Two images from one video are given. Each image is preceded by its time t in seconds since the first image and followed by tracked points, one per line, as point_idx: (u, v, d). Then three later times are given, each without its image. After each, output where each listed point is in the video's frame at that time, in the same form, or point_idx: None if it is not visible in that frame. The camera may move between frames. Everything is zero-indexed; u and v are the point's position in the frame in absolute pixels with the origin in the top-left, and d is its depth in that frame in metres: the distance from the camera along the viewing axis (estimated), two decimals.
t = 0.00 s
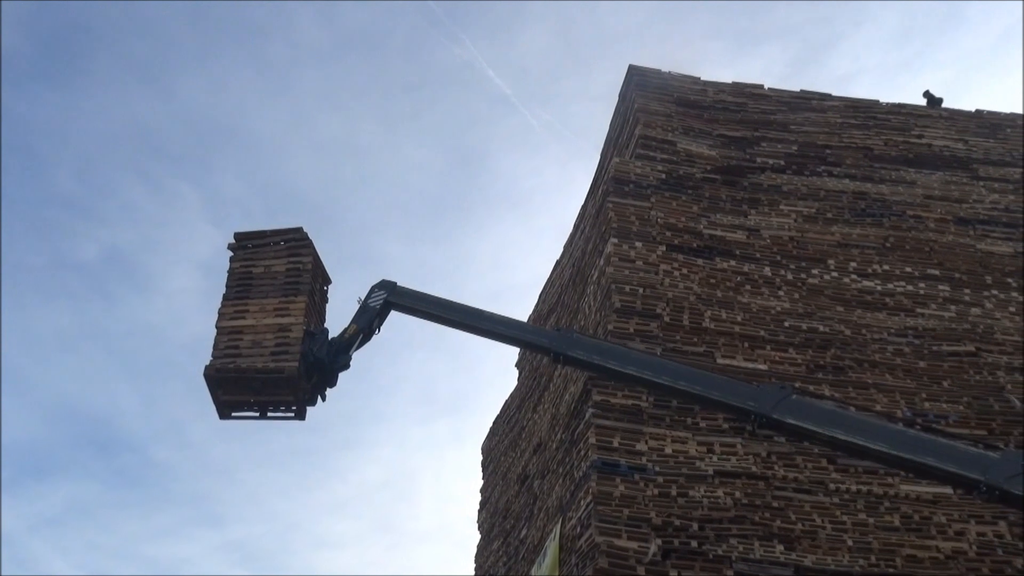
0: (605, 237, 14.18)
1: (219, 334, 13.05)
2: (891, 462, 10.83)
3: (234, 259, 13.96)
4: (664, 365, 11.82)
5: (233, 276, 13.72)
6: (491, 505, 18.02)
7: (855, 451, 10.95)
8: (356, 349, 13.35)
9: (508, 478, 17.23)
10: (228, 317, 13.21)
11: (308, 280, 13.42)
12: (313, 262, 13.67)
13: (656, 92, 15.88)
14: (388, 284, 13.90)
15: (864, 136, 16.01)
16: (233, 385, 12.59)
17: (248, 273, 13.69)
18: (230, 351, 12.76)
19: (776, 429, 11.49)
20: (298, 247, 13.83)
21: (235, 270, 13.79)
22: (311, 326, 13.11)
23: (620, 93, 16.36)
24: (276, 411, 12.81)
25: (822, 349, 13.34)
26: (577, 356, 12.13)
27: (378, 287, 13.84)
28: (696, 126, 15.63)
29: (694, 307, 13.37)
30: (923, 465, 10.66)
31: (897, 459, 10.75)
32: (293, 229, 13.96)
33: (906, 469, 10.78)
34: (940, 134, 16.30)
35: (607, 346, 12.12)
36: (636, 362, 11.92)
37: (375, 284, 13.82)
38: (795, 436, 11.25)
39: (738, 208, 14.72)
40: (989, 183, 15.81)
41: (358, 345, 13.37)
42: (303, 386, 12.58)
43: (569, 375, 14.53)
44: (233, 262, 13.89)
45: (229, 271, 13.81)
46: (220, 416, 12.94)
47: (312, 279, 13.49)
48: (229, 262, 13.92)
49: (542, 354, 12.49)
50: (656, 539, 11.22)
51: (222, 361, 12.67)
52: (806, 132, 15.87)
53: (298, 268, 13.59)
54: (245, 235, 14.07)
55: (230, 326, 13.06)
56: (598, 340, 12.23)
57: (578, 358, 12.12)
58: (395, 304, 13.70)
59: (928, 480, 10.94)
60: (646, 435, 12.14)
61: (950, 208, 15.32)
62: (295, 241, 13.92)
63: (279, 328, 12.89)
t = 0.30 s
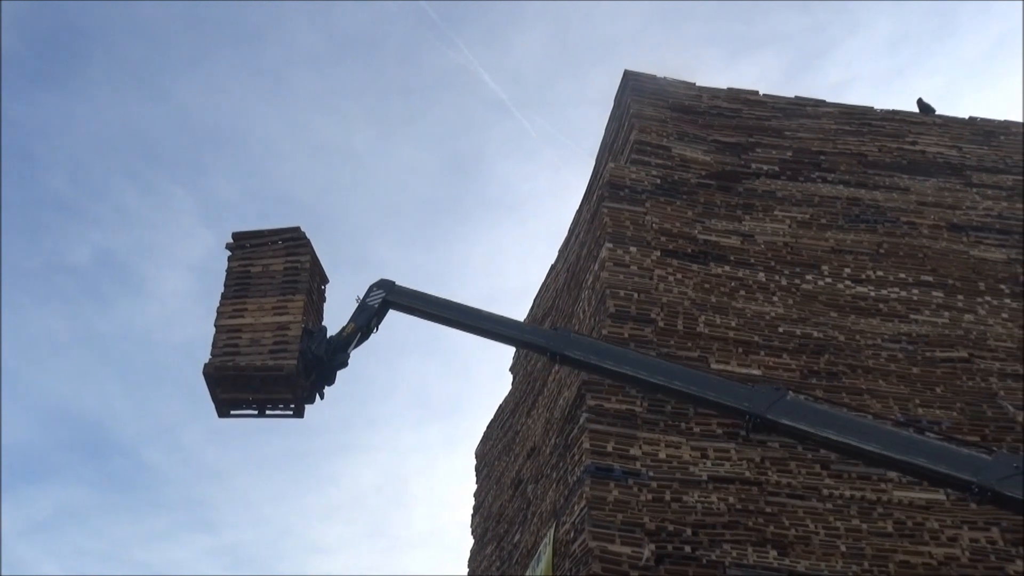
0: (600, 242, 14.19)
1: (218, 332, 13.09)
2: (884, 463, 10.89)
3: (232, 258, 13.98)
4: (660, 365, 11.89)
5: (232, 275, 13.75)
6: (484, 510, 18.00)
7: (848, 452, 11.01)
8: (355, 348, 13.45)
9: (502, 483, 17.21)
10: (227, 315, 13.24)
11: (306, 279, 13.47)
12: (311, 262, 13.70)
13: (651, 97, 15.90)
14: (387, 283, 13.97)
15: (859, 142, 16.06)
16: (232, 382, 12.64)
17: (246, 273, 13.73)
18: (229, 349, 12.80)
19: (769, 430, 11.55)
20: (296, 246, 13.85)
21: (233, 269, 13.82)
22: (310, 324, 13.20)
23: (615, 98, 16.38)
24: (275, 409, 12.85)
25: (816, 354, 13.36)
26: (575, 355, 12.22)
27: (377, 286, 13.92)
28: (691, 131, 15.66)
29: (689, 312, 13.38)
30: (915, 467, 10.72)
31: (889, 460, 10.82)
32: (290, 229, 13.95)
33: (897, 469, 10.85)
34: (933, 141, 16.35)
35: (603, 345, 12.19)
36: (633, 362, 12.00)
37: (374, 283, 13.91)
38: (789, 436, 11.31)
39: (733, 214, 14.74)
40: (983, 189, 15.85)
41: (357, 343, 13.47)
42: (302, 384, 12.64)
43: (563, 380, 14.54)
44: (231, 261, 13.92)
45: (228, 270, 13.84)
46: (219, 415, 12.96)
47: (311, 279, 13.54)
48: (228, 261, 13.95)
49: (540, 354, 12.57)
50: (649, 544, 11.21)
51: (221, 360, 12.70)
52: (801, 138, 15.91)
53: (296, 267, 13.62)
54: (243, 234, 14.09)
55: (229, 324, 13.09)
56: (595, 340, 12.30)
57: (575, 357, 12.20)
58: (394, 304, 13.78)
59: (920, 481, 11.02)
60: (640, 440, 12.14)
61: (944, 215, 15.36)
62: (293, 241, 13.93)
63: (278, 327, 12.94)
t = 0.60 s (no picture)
0: (595, 246, 14.20)
1: (221, 324, 13.17)
2: (878, 459, 10.95)
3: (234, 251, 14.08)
4: (658, 360, 11.93)
5: (235, 268, 13.83)
6: (479, 513, 17.98)
7: (842, 448, 11.08)
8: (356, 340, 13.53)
9: (496, 486, 17.19)
10: (229, 307, 13.31)
11: (308, 272, 13.59)
12: (312, 255, 13.83)
13: (647, 101, 15.93)
14: (388, 276, 14.05)
15: (853, 147, 16.10)
16: (235, 373, 12.79)
17: (249, 265, 13.81)
18: (231, 340, 12.91)
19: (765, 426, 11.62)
20: (298, 240, 14.00)
21: (236, 262, 13.90)
22: (311, 316, 13.29)
23: (610, 102, 16.41)
24: (276, 400, 13.03)
25: (810, 358, 13.39)
26: (573, 350, 12.26)
27: (378, 279, 14.00)
28: (686, 136, 15.69)
29: (684, 316, 13.39)
30: (909, 463, 10.78)
31: (883, 457, 10.89)
32: (293, 223, 14.12)
33: (891, 466, 10.91)
34: (927, 146, 16.40)
35: (602, 341, 12.25)
36: (631, 357, 12.05)
37: (375, 276, 13.99)
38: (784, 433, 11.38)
39: (728, 218, 14.77)
40: (976, 195, 15.89)
41: (358, 336, 13.54)
42: (303, 375, 12.78)
43: (558, 383, 14.54)
44: (234, 254, 14.01)
45: (230, 263, 13.92)
46: (220, 405, 13.15)
47: (312, 272, 13.65)
48: (230, 255, 14.03)
49: (539, 348, 12.61)
50: (643, 548, 11.21)
51: (223, 351, 12.82)
52: (796, 143, 15.94)
53: (298, 260, 13.75)
54: (246, 228, 14.22)
55: (231, 316, 13.17)
56: (594, 336, 12.36)
57: (574, 352, 12.25)
58: (395, 297, 13.85)
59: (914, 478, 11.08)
60: (635, 444, 12.14)
61: (938, 220, 15.40)
62: (295, 234, 14.06)
63: (280, 319, 13.05)
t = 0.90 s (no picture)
0: (589, 250, 14.21)
1: (223, 319, 13.21)
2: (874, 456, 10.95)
3: (237, 247, 14.14)
4: (656, 357, 11.93)
5: (237, 263, 13.89)
6: (473, 518, 17.96)
7: (838, 445, 11.07)
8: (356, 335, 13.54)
9: (491, 491, 17.18)
10: (231, 302, 13.36)
11: (309, 268, 13.62)
12: (314, 251, 13.86)
13: (641, 105, 15.95)
14: (388, 273, 13.99)
15: (847, 151, 16.14)
16: (237, 367, 12.77)
17: (251, 261, 13.86)
18: (233, 334, 12.93)
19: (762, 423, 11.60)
20: (299, 236, 14.03)
21: (238, 258, 13.96)
22: (313, 311, 13.30)
23: (605, 106, 16.43)
24: (277, 394, 13.01)
25: (804, 362, 13.41)
26: (571, 346, 12.22)
27: (379, 275, 13.93)
28: (680, 140, 15.71)
29: (678, 320, 13.39)
30: (905, 460, 10.76)
31: (878, 454, 10.87)
32: (295, 219, 14.16)
33: (886, 463, 10.89)
34: (921, 150, 16.45)
35: (600, 337, 12.25)
36: (629, 354, 12.04)
37: (376, 272, 13.92)
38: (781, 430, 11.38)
39: (722, 222, 14.79)
40: (969, 199, 15.94)
41: (358, 331, 13.55)
42: (304, 369, 12.78)
43: (553, 387, 14.54)
44: (236, 250, 14.07)
45: (232, 258, 13.99)
46: (222, 399, 13.11)
47: (313, 267, 13.69)
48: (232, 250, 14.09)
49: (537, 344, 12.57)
50: (639, 552, 11.20)
51: (225, 344, 12.84)
52: (790, 147, 15.98)
53: (300, 256, 13.78)
54: (248, 224, 14.26)
55: (233, 311, 13.21)
56: (592, 333, 12.33)
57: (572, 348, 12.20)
58: (395, 293, 13.81)
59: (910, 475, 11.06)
60: (630, 448, 12.14)
61: (931, 224, 15.44)
62: (297, 230, 14.10)
63: (281, 313, 13.06)
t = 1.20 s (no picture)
0: (582, 256, 14.22)
1: (220, 319, 13.19)
2: (867, 457, 10.99)
3: (233, 248, 14.12)
4: (651, 357, 11.96)
5: (233, 264, 13.88)
6: (466, 525, 17.92)
7: (831, 445, 11.11)
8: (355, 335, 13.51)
9: (484, 498, 17.14)
10: (228, 303, 13.35)
11: (306, 268, 13.62)
12: (311, 251, 13.87)
13: (634, 112, 15.99)
14: (386, 273, 14.11)
15: (839, 158, 16.20)
16: (234, 367, 12.74)
17: (247, 262, 13.85)
18: (231, 334, 12.91)
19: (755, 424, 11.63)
20: (296, 237, 14.02)
21: (235, 259, 13.94)
22: (310, 311, 13.31)
23: (597, 113, 16.47)
24: (275, 394, 12.96)
25: (797, 368, 13.43)
26: (567, 347, 12.26)
27: (376, 276, 14.04)
28: (673, 146, 15.74)
29: (671, 326, 13.40)
30: (898, 461, 10.80)
31: (871, 454, 10.91)
32: (291, 220, 14.15)
33: (879, 464, 10.93)
34: (912, 157, 16.52)
35: (595, 338, 12.29)
36: (625, 354, 12.09)
37: (374, 273, 14.03)
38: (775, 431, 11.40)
39: (715, 229, 14.82)
40: (961, 206, 16.00)
41: (357, 330, 13.52)
42: (302, 369, 12.75)
43: (546, 394, 14.54)
44: (233, 251, 14.05)
45: (229, 259, 13.98)
46: (220, 400, 13.04)
47: (310, 267, 13.69)
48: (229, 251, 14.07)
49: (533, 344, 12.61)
50: (632, 559, 11.18)
51: (223, 344, 12.81)
52: (782, 154, 16.03)
53: (296, 256, 13.78)
54: (244, 225, 14.22)
55: (230, 311, 13.20)
56: (588, 333, 12.37)
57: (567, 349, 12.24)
58: (392, 294, 13.87)
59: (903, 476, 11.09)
60: (623, 455, 12.13)
61: (923, 230, 15.50)
62: (293, 231, 14.09)
63: (278, 313, 13.05)
